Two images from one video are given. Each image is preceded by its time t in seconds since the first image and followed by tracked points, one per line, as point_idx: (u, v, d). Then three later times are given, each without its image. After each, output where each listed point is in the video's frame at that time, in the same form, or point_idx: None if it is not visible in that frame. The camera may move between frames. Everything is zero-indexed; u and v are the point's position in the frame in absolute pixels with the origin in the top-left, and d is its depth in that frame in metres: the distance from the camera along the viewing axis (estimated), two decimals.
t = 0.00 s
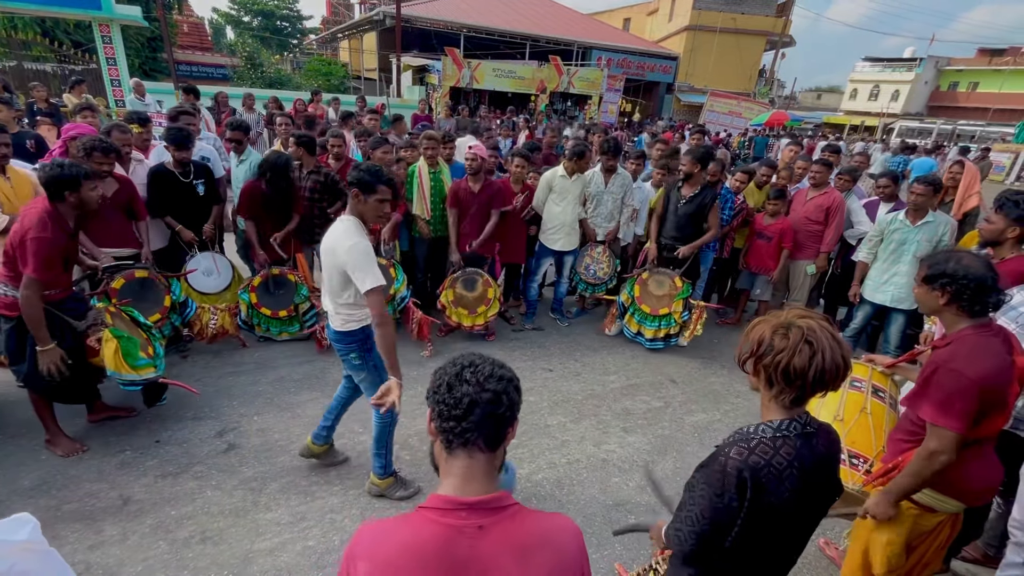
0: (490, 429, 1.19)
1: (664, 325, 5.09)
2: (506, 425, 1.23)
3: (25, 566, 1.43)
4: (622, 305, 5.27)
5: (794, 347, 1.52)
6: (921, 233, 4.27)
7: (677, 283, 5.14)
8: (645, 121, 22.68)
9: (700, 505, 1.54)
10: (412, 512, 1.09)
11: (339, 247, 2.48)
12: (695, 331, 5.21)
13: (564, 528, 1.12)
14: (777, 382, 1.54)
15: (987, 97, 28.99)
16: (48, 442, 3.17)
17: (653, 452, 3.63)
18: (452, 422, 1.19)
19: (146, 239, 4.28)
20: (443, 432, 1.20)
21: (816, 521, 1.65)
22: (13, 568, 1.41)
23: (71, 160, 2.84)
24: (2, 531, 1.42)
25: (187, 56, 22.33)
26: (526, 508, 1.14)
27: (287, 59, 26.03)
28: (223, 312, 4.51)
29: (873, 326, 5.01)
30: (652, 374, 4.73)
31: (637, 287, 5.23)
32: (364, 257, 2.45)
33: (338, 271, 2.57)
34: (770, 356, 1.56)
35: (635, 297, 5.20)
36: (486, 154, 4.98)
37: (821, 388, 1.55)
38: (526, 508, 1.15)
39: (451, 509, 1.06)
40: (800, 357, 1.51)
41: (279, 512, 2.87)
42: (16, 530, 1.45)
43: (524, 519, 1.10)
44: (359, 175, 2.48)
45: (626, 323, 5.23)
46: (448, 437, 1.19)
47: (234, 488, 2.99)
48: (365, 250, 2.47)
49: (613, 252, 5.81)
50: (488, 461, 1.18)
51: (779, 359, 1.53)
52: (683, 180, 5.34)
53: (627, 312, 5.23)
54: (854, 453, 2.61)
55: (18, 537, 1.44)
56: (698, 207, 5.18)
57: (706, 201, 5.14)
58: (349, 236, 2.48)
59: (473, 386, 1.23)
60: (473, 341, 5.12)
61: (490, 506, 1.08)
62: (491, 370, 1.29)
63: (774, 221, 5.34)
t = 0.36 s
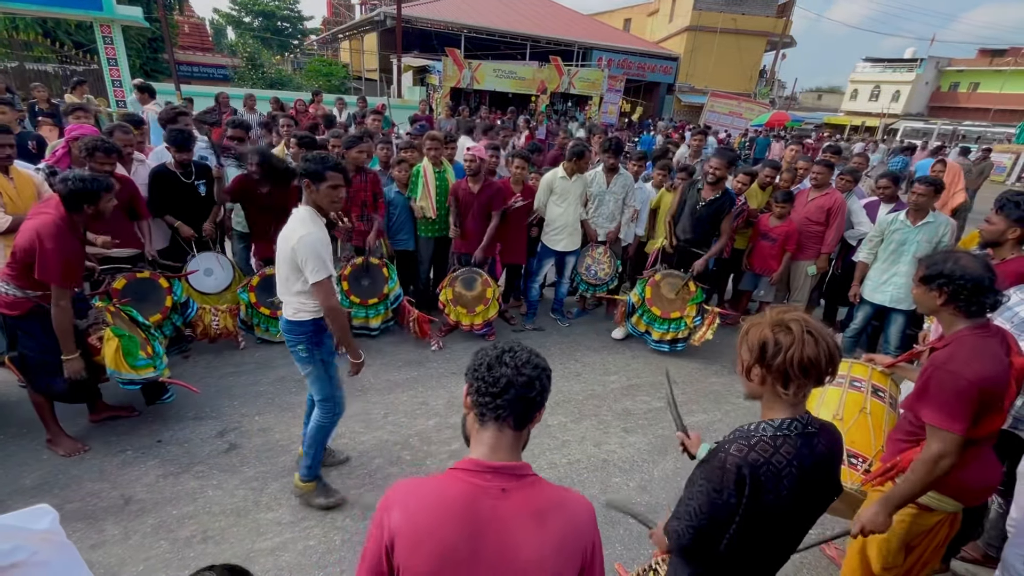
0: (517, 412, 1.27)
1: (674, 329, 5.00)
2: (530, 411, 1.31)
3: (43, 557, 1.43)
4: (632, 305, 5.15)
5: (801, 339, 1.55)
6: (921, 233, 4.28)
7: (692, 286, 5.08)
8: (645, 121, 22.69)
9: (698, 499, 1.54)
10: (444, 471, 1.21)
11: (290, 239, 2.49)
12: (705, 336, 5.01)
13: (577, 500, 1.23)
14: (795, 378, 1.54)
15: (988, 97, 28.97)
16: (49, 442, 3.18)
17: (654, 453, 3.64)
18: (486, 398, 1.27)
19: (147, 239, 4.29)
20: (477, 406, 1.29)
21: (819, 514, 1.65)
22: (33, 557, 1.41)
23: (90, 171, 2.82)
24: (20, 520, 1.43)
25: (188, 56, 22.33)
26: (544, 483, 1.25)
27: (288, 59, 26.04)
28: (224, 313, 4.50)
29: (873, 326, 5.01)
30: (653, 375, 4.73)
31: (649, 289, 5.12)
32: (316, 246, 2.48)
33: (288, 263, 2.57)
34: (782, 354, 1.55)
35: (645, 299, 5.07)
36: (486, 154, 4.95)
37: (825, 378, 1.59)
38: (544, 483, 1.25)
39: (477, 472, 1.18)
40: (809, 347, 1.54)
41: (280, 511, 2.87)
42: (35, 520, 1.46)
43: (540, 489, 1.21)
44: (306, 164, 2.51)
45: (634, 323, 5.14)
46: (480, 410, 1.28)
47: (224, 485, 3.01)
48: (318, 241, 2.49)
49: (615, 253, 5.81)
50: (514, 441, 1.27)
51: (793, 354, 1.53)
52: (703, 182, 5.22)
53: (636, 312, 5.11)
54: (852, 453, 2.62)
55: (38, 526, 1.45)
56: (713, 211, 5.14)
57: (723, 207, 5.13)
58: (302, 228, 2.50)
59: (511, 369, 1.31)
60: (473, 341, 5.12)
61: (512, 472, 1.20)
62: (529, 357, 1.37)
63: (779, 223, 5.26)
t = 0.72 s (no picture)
0: (539, 396, 1.29)
1: (694, 334, 4.94)
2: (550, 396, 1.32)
3: (46, 558, 1.44)
4: (649, 319, 4.96)
5: (816, 338, 1.56)
6: (926, 233, 4.26)
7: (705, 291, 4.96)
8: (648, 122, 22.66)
9: (700, 499, 1.56)
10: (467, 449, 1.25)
11: (230, 263, 2.35)
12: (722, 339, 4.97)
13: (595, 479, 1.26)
14: (809, 376, 1.56)
15: (993, 98, 28.82)
16: (54, 441, 3.21)
17: (656, 454, 3.63)
18: (508, 383, 1.29)
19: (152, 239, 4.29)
20: (499, 391, 1.31)
21: (826, 507, 1.65)
22: (37, 558, 1.42)
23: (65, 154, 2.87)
24: (25, 520, 1.43)
25: (192, 57, 22.42)
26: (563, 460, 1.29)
27: (291, 60, 26.14)
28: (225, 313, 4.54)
29: (877, 327, 4.99)
30: (655, 376, 4.72)
31: (664, 300, 4.93)
32: (262, 267, 2.36)
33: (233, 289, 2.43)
34: (799, 354, 1.55)
35: (662, 312, 4.90)
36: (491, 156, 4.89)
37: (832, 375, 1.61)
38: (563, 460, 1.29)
39: (501, 448, 1.22)
40: (823, 347, 1.55)
41: (283, 511, 2.88)
42: (40, 520, 1.46)
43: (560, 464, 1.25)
44: (234, 179, 2.32)
45: (652, 338, 4.98)
46: (502, 393, 1.30)
47: (214, 482, 2.98)
48: (263, 261, 2.37)
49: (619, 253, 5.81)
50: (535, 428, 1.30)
51: (810, 354, 1.54)
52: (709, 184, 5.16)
53: (654, 327, 4.94)
54: (857, 456, 2.56)
55: (42, 527, 1.45)
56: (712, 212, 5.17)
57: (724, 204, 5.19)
58: (242, 249, 2.36)
59: (533, 357, 1.33)
60: (475, 342, 5.13)
61: (533, 450, 1.23)
62: (550, 347, 1.39)
63: (785, 226, 5.20)
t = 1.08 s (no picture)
0: (547, 395, 1.29)
1: (697, 341, 4.86)
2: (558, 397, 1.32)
3: (52, 555, 1.47)
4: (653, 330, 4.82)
5: (799, 347, 1.53)
6: (932, 234, 4.25)
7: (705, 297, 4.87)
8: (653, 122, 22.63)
9: (700, 501, 1.57)
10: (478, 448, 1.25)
11: (145, 279, 2.16)
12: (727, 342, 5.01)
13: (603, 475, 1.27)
14: (773, 377, 1.56)
15: (1001, 98, 28.61)
16: (50, 448, 3.16)
17: (661, 455, 3.63)
18: (517, 382, 1.29)
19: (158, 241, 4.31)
20: (508, 390, 1.30)
21: (828, 500, 1.65)
22: (43, 554, 1.45)
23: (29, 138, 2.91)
24: (31, 518, 1.45)
25: (198, 59, 22.57)
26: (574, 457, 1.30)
27: (297, 62, 26.26)
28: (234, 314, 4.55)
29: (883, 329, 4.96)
30: (660, 377, 4.72)
31: (664, 309, 4.81)
32: (178, 290, 2.16)
33: (146, 304, 2.24)
34: (775, 350, 1.56)
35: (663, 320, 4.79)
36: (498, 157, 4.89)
37: (818, 390, 1.55)
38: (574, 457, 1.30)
39: (512, 446, 1.23)
40: (804, 357, 1.51)
41: (288, 510, 2.90)
42: (45, 517, 1.48)
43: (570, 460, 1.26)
44: (177, 185, 2.19)
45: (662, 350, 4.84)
46: (512, 392, 1.29)
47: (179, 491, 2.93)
48: (181, 283, 2.18)
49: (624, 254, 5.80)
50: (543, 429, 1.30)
51: (782, 355, 1.54)
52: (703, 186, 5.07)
53: (660, 337, 4.81)
54: (865, 460, 2.55)
55: (48, 524, 1.47)
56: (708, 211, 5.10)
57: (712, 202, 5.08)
58: (160, 267, 2.17)
59: (542, 357, 1.33)
60: (479, 343, 5.13)
61: (543, 447, 1.24)
62: (559, 346, 1.39)
63: (792, 227, 5.22)
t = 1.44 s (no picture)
0: (532, 416, 1.24)
1: (691, 344, 4.75)
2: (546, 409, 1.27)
3: (54, 554, 1.48)
4: (641, 329, 4.81)
5: (794, 348, 1.51)
6: (938, 234, 4.21)
7: (700, 297, 4.76)
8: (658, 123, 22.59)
9: (696, 495, 1.56)
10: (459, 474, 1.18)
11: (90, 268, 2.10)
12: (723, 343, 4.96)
13: (592, 493, 1.22)
14: (774, 381, 1.55)
15: (1009, 97, 28.41)
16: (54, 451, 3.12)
17: (664, 456, 3.62)
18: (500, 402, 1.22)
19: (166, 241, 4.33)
20: (491, 410, 1.24)
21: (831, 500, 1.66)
22: (45, 553, 1.45)
23: None
24: (33, 518, 1.47)
25: (204, 61, 22.70)
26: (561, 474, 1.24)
27: (302, 63, 26.40)
28: (239, 313, 4.58)
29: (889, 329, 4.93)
30: (664, 377, 4.71)
31: (656, 308, 4.75)
32: (111, 285, 2.05)
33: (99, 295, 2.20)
34: (772, 354, 1.55)
35: (654, 320, 4.74)
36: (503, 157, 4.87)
37: (818, 391, 1.55)
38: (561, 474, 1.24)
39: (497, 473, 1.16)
40: (799, 359, 1.50)
41: (292, 510, 2.91)
42: (48, 517, 1.50)
43: (559, 482, 1.20)
44: (128, 186, 2.17)
45: (647, 347, 4.82)
46: (498, 412, 1.22)
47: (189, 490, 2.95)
48: (118, 278, 2.07)
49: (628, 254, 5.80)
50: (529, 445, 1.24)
51: (779, 359, 1.52)
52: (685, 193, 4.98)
53: (647, 336, 4.79)
54: (875, 459, 2.49)
55: (49, 524, 1.48)
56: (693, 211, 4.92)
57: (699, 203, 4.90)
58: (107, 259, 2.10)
59: (527, 372, 1.25)
60: (483, 343, 5.14)
61: (530, 470, 1.18)
62: (545, 357, 1.31)
63: (801, 228, 5.17)
